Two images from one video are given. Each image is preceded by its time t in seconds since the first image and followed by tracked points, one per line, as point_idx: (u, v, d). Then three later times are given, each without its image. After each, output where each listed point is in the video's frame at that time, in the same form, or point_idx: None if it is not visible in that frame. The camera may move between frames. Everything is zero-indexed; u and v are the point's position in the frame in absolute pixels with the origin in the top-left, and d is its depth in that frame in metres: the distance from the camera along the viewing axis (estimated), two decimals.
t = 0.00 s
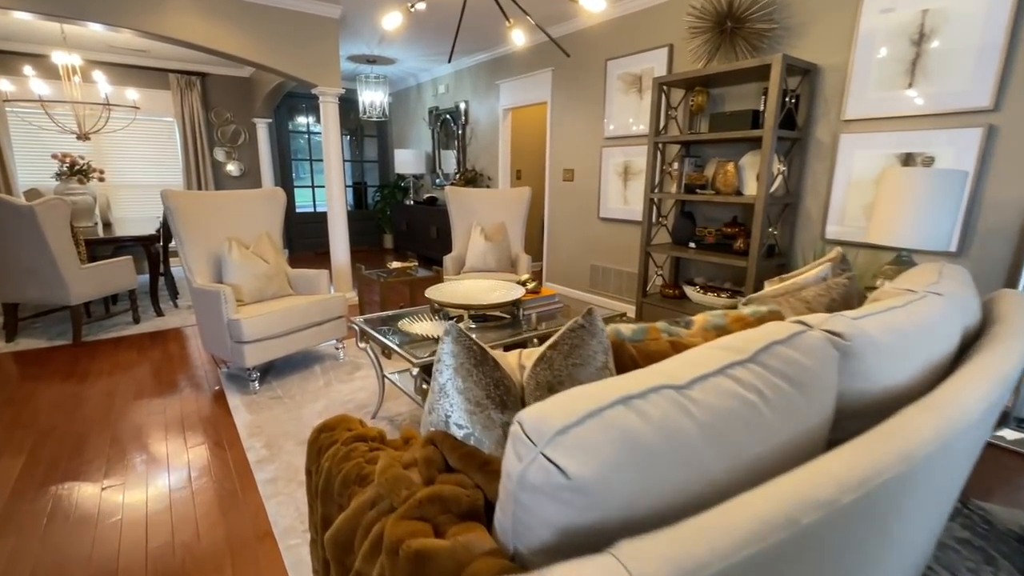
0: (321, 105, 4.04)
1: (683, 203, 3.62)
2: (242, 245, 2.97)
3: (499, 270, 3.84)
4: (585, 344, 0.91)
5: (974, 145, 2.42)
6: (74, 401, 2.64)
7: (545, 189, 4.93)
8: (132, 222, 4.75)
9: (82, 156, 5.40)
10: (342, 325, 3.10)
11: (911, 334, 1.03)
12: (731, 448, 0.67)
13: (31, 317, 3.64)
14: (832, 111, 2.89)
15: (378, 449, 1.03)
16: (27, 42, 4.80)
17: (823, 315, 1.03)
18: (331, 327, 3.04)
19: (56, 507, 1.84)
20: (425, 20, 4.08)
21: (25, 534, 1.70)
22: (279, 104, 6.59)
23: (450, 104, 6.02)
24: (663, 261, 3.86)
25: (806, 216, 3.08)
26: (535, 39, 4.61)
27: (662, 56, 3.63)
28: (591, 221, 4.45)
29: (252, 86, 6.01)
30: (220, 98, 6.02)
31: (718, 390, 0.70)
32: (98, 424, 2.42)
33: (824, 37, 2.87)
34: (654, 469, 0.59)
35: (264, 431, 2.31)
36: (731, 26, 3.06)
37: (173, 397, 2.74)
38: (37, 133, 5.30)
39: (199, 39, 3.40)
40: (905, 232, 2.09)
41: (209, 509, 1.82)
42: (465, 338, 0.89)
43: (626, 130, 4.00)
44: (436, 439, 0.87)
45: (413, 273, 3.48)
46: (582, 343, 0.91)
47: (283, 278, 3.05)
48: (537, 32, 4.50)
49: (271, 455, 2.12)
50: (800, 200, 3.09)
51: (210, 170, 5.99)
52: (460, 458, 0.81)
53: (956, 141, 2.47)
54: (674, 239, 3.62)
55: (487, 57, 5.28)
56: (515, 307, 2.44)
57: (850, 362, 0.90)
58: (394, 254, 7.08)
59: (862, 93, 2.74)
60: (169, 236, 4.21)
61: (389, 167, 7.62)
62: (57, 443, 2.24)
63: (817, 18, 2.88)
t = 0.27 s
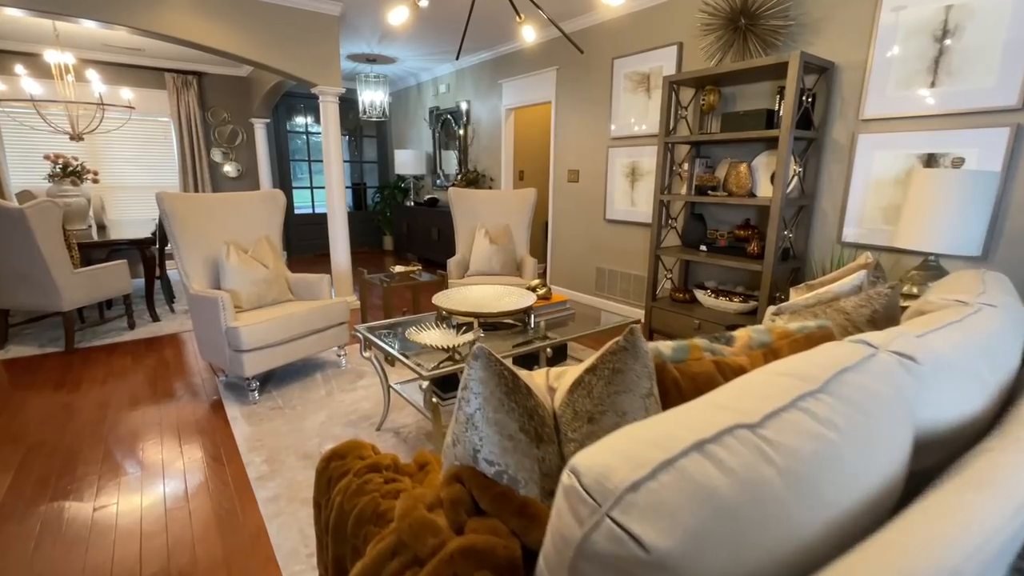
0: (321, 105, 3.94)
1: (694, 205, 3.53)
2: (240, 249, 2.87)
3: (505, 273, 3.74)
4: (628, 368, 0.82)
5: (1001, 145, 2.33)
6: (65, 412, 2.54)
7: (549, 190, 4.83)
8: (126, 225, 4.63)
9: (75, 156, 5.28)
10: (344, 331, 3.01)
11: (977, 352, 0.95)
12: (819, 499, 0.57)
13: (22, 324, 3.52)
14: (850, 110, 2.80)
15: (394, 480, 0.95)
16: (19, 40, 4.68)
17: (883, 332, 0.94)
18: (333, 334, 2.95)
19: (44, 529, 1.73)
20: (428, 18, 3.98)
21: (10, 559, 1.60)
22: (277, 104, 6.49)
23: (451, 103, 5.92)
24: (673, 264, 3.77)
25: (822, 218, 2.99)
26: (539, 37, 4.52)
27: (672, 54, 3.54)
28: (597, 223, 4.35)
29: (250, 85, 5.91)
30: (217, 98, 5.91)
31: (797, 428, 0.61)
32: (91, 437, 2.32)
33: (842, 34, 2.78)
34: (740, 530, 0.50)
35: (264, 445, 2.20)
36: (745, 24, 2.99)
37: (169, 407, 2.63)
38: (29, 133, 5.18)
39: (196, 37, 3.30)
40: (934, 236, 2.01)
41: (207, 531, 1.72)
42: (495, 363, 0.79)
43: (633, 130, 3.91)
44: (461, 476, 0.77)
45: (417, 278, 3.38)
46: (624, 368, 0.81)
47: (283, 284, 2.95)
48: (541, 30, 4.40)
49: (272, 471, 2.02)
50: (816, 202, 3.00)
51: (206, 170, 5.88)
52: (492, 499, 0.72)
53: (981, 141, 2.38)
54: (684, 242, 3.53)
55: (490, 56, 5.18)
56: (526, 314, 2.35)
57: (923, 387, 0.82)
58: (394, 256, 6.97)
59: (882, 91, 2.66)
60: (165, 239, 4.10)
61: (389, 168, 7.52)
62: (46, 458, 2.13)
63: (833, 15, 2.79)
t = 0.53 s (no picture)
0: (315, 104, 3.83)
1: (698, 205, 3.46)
2: (233, 253, 2.76)
3: (505, 276, 3.65)
4: (677, 389, 0.72)
5: (1018, 143, 2.28)
6: (49, 425, 2.41)
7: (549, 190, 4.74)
8: (113, 227, 4.49)
9: (59, 157, 5.12)
10: (342, 337, 2.90)
11: None
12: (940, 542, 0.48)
13: (3, 331, 3.38)
14: (860, 108, 2.75)
15: (411, 511, 0.87)
16: None
17: (948, 344, 0.86)
18: (330, 340, 2.84)
19: (24, 554, 1.62)
20: (424, 14, 3.88)
21: None
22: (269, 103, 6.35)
23: (446, 102, 5.82)
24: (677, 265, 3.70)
25: (832, 219, 2.93)
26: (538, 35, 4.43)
27: (675, 51, 3.47)
28: (597, 223, 4.27)
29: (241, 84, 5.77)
30: (207, 96, 5.76)
31: (896, 460, 0.53)
32: (75, 451, 2.20)
33: (852, 30, 2.72)
34: None
35: (260, 459, 2.10)
36: (752, 20, 2.92)
37: (159, 418, 2.51)
38: (12, 133, 5.02)
39: (185, 32, 3.18)
40: (955, 237, 1.95)
41: (201, 553, 1.61)
42: (531, 386, 0.70)
43: (636, 129, 3.83)
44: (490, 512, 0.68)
45: (416, 281, 3.28)
46: (674, 389, 0.72)
47: (278, 288, 2.84)
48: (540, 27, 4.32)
49: (269, 487, 1.91)
50: (825, 202, 2.94)
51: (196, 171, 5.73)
52: (531, 544, 0.63)
53: (998, 138, 2.33)
54: (688, 243, 3.46)
55: (487, 54, 5.09)
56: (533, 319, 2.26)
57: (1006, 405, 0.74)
58: (389, 258, 6.85)
59: (894, 89, 2.60)
60: (154, 243, 3.97)
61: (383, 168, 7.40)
62: (28, 476, 2.01)
63: (843, 11, 2.73)
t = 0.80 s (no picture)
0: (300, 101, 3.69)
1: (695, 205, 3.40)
2: (214, 257, 2.62)
3: (499, 278, 3.55)
4: (732, 414, 0.63)
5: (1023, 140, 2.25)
6: (15, 442, 2.25)
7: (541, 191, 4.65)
8: (86, 229, 4.29)
9: (29, 156, 4.90)
10: (331, 344, 2.78)
11: None
12: None
13: None
14: (861, 106, 2.70)
15: (423, 550, 0.78)
16: None
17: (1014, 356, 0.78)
18: (319, 347, 2.72)
19: None
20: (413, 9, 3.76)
21: None
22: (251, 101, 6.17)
23: (435, 101, 5.70)
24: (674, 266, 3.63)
25: (832, 218, 2.88)
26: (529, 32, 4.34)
27: (671, 48, 3.40)
28: (591, 224, 4.19)
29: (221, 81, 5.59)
30: (186, 94, 5.57)
31: None
32: (43, 471, 2.04)
33: (852, 26, 2.67)
34: None
35: (246, 477, 1.97)
36: (750, 15, 2.87)
37: (136, 432, 2.36)
38: None
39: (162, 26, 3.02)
40: (967, 236, 1.91)
41: None
42: (569, 415, 0.60)
43: (630, 128, 3.76)
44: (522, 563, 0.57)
45: (408, 285, 3.16)
46: (729, 414, 0.63)
47: (263, 294, 2.71)
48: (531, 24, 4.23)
49: (256, 508, 1.79)
50: (826, 201, 2.89)
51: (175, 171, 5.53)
52: None
53: (1002, 136, 2.30)
54: (686, 243, 3.39)
55: (476, 51, 4.99)
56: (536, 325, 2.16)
57: None
58: (376, 260, 6.70)
59: (896, 86, 2.56)
60: (130, 246, 3.79)
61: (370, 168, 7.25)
62: None
63: (843, 7, 2.69)
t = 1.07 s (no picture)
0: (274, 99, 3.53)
1: (683, 205, 3.35)
2: (184, 263, 2.46)
3: (485, 281, 3.45)
4: (785, 449, 0.55)
5: (1010, 140, 2.25)
6: None
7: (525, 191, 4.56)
8: (45, 234, 4.05)
9: None
10: (311, 354, 2.64)
11: None
12: None
13: None
14: (849, 105, 2.69)
15: None
16: None
17: None
18: (298, 357, 2.58)
19: None
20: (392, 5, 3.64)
21: None
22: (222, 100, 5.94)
23: (414, 100, 5.57)
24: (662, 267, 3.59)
25: (821, 218, 2.86)
26: (511, 30, 4.25)
27: (657, 47, 3.35)
28: (577, 224, 4.12)
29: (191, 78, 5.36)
30: (152, 92, 5.33)
31: None
32: None
33: (840, 25, 2.65)
34: None
35: (221, 500, 1.83)
36: (738, 13, 2.83)
37: (98, 451, 2.19)
38: None
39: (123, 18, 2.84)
40: (962, 236, 1.90)
41: None
42: (602, 457, 0.52)
43: (616, 127, 3.69)
44: None
45: (391, 290, 3.04)
46: (780, 450, 0.55)
47: (237, 302, 2.56)
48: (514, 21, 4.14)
49: (231, 536, 1.66)
50: (814, 201, 2.88)
51: (141, 172, 5.28)
52: None
53: (989, 135, 2.30)
54: (674, 244, 3.34)
55: (457, 49, 4.88)
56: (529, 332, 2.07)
57: None
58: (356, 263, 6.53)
59: (884, 85, 2.55)
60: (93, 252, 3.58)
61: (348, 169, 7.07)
62: None
63: (830, 5, 2.66)
